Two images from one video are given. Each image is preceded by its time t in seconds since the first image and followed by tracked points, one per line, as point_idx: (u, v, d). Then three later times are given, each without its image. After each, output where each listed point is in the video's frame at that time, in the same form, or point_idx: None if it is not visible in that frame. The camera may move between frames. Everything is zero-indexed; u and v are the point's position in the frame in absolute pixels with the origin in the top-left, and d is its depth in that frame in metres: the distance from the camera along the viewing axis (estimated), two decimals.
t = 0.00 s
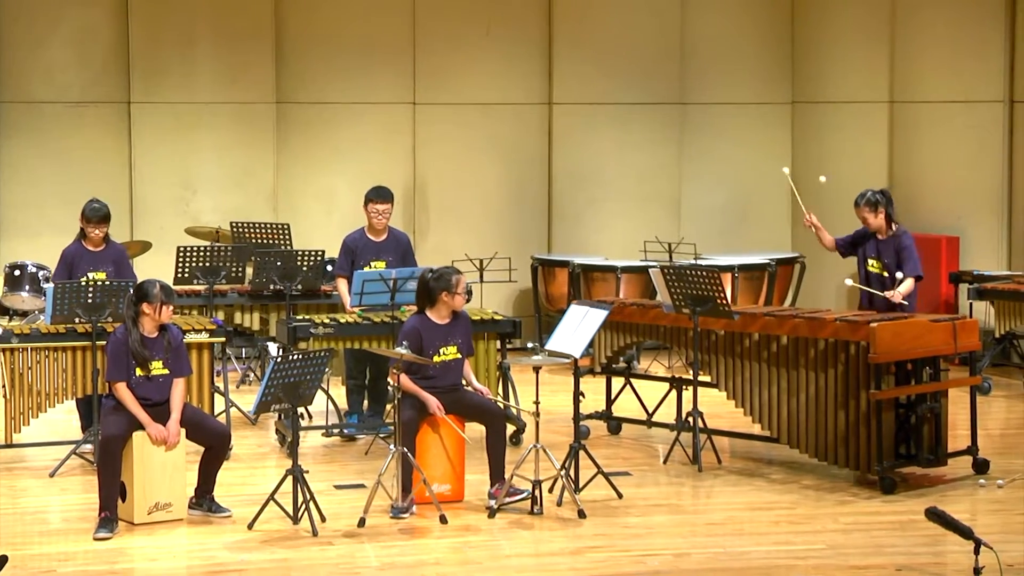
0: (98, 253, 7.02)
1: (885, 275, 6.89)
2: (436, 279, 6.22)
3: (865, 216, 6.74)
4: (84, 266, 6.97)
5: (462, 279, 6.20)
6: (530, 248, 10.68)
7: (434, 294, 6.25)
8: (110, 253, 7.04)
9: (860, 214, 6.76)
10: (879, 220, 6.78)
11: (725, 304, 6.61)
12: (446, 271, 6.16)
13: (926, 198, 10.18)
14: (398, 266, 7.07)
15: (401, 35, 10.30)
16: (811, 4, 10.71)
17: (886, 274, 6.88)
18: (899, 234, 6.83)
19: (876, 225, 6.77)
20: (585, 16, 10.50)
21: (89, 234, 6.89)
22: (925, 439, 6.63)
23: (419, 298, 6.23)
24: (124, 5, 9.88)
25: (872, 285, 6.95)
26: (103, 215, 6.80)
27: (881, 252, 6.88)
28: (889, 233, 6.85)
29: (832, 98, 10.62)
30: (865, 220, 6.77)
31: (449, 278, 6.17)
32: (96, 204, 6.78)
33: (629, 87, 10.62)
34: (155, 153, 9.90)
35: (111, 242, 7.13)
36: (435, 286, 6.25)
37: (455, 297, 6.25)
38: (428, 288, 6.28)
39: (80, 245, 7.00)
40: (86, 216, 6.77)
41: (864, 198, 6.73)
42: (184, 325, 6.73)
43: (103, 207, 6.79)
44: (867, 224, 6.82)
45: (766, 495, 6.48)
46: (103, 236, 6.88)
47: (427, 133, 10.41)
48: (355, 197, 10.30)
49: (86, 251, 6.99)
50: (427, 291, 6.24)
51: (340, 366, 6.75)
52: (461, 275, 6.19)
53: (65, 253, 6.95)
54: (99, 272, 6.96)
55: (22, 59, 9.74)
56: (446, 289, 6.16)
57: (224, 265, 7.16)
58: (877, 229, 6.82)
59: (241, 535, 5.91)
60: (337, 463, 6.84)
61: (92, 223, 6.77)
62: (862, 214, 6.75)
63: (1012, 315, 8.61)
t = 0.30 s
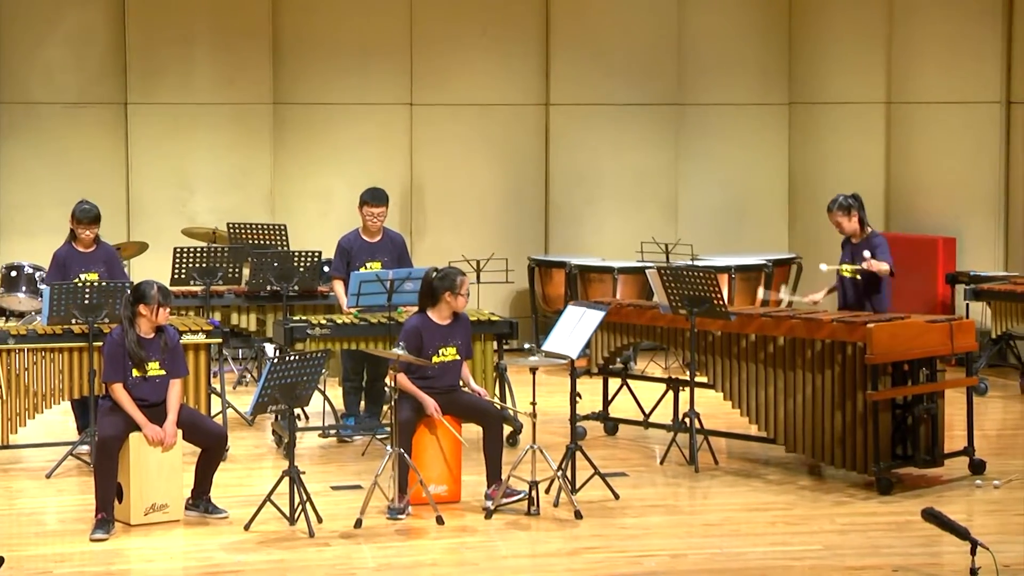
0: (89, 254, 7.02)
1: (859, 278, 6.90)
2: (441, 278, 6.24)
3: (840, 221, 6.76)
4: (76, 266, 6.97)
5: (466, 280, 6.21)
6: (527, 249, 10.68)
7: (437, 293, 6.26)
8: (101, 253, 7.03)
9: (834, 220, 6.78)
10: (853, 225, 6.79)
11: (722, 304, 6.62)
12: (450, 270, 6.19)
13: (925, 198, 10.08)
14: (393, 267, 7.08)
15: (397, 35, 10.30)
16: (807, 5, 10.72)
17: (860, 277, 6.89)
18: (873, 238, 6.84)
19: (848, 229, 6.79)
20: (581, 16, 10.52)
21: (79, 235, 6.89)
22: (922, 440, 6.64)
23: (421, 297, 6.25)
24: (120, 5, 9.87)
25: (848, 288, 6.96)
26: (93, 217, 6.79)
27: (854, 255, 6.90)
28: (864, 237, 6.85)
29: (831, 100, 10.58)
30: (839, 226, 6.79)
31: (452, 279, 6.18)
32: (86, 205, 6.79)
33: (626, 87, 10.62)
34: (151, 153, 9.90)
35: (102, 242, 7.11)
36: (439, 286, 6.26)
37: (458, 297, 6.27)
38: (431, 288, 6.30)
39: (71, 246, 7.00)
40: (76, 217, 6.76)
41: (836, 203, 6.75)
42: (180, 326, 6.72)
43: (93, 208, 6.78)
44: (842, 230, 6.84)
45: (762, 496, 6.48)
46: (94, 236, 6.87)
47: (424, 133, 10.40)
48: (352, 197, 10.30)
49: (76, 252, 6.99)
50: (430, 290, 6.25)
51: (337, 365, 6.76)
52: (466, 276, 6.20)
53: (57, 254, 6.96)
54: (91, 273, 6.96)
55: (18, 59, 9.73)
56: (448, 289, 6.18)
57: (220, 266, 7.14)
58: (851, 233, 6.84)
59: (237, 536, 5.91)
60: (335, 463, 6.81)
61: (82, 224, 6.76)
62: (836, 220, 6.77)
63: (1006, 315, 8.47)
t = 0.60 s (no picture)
0: (62, 251, 6.77)
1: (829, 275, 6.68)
2: (430, 277, 6.05)
3: (809, 218, 6.54)
4: (50, 265, 6.74)
5: (457, 280, 6.01)
6: (521, 249, 10.43)
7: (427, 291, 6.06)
8: (75, 249, 6.79)
9: (802, 217, 6.56)
10: (821, 220, 6.57)
11: (723, 306, 6.36)
12: (440, 270, 6.00)
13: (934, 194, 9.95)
14: (381, 265, 6.85)
15: (385, 29, 10.06)
16: None
17: (832, 273, 6.66)
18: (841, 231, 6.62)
19: (817, 225, 6.57)
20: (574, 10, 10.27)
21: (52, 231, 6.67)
22: (930, 445, 6.40)
23: (409, 296, 6.07)
24: None
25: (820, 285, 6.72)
26: (67, 212, 6.59)
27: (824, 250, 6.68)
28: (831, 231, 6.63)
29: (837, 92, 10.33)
30: (807, 222, 6.56)
31: (442, 278, 5.98)
32: (59, 200, 6.57)
33: (621, 82, 10.38)
34: (132, 151, 9.69)
35: (76, 239, 6.87)
36: (428, 285, 6.08)
37: (447, 297, 6.05)
38: (420, 287, 6.11)
39: (43, 244, 6.75)
40: (49, 212, 6.55)
41: (802, 200, 6.52)
42: (161, 328, 6.48)
43: (67, 204, 6.58)
44: (810, 226, 6.62)
45: (764, 503, 6.24)
46: (67, 233, 6.65)
47: (414, 130, 10.16)
48: (341, 196, 10.05)
49: (50, 250, 6.75)
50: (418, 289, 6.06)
51: (324, 370, 6.54)
52: (456, 276, 5.99)
53: (29, 252, 6.72)
54: (65, 272, 6.73)
55: None
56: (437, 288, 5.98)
57: (202, 265, 6.88)
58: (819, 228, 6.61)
59: (220, 546, 5.66)
60: (320, 470, 6.51)
61: (55, 219, 6.55)
62: (803, 217, 6.54)
63: (1015, 316, 8.23)
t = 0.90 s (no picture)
0: (35, 249, 6.41)
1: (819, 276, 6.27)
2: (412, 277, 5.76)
3: (794, 219, 6.11)
4: (24, 265, 6.36)
5: (440, 279, 5.72)
6: (514, 247, 10.00)
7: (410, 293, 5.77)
8: (49, 248, 6.43)
9: (786, 219, 6.12)
10: (806, 219, 6.15)
11: (728, 308, 5.99)
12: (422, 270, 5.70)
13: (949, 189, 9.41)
14: (365, 264, 6.51)
15: (370, 16, 9.61)
16: None
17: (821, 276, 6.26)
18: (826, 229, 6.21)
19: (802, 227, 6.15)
20: None
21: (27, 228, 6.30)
22: (946, 454, 6.07)
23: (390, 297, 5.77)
24: None
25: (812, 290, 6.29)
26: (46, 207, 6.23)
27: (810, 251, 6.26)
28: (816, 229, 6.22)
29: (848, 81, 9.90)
30: (791, 224, 6.13)
31: (424, 279, 5.70)
32: (36, 195, 6.21)
33: (622, 72, 9.96)
34: (105, 143, 9.25)
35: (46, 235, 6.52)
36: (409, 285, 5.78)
37: (430, 297, 5.76)
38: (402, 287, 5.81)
39: (14, 241, 6.38)
40: (26, 208, 6.17)
41: (784, 201, 6.09)
42: (133, 330, 6.14)
43: (44, 199, 6.21)
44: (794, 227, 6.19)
45: (770, 515, 5.89)
46: (44, 230, 6.30)
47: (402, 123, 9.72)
48: (324, 192, 9.59)
49: (23, 248, 6.37)
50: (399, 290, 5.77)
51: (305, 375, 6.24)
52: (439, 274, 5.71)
53: None
54: (42, 272, 6.36)
55: None
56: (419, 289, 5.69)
57: (178, 265, 6.56)
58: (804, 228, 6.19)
59: (195, 562, 5.31)
60: (303, 481, 6.16)
61: (34, 216, 6.18)
62: (788, 218, 6.11)
63: None
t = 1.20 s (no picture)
0: (37, 252, 6.02)
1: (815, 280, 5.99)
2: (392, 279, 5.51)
3: (780, 229, 5.85)
4: (21, 268, 5.98)
5: (421, 282, 5.45)
6: (504, 247, 9.69)
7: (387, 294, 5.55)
8: (51, 252, 6.05)
9: (772, 230, 5.85)
10: (791, 227, 5.88)
11: (728, 310, 5.73)
12: (400, 271, 5.45)
13: (955, 187, 9.06)
14: (349, 265, 6.27)
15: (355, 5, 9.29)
16: None
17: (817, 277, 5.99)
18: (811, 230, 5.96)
19: (789, 233, 5.88)
20: None
21: (31, 229, 5.92)
22: (954, 462, 5.83)
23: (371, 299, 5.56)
24: None
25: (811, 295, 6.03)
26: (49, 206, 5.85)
27: (800, 254, 5.99)
28: (801, 233, 5.97)
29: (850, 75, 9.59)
30: (778, 235, 5.86)
31: (401, 280, 5.44)
32: (38, 194, 5.84)
33: (616, 63, 9.64)
34: (78, 138, 8.91)
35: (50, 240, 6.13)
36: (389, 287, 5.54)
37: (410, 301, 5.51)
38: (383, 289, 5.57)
39: (15, 243, 5.99)
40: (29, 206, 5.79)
41: (768, 212, 5.82)
42: (107, 333, 5.86)
43: (47, 198, 5.83)
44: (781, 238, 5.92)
45: (771, 525, 5.63)
46: (47, 230, 5.91)
47: (387, 119, 9.41)
48: (308, 189, 9.27)
49: (23, 250, 6.00)
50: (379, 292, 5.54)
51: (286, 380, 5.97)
52: (420, 277, 5.46)
53: None
54: (39, 276, 5.97)
55: None
56: (395, 291, 5.45)
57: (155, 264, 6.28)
58: (790, 236, 5.93)
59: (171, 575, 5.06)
60: (284, 490, 5.89)
61: (36, 214, 5.80)
62: (774, 230, 5.84)
63: None
